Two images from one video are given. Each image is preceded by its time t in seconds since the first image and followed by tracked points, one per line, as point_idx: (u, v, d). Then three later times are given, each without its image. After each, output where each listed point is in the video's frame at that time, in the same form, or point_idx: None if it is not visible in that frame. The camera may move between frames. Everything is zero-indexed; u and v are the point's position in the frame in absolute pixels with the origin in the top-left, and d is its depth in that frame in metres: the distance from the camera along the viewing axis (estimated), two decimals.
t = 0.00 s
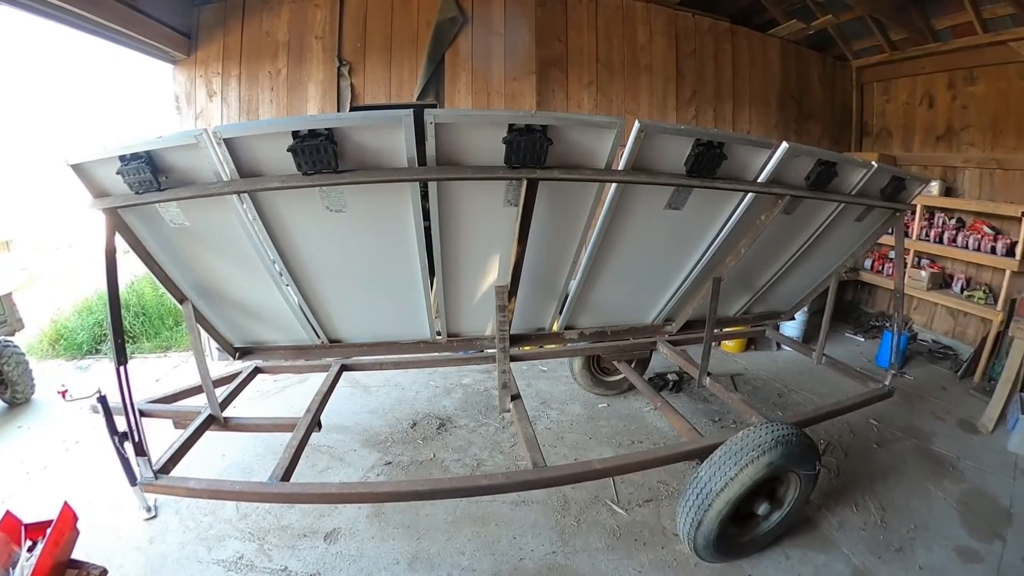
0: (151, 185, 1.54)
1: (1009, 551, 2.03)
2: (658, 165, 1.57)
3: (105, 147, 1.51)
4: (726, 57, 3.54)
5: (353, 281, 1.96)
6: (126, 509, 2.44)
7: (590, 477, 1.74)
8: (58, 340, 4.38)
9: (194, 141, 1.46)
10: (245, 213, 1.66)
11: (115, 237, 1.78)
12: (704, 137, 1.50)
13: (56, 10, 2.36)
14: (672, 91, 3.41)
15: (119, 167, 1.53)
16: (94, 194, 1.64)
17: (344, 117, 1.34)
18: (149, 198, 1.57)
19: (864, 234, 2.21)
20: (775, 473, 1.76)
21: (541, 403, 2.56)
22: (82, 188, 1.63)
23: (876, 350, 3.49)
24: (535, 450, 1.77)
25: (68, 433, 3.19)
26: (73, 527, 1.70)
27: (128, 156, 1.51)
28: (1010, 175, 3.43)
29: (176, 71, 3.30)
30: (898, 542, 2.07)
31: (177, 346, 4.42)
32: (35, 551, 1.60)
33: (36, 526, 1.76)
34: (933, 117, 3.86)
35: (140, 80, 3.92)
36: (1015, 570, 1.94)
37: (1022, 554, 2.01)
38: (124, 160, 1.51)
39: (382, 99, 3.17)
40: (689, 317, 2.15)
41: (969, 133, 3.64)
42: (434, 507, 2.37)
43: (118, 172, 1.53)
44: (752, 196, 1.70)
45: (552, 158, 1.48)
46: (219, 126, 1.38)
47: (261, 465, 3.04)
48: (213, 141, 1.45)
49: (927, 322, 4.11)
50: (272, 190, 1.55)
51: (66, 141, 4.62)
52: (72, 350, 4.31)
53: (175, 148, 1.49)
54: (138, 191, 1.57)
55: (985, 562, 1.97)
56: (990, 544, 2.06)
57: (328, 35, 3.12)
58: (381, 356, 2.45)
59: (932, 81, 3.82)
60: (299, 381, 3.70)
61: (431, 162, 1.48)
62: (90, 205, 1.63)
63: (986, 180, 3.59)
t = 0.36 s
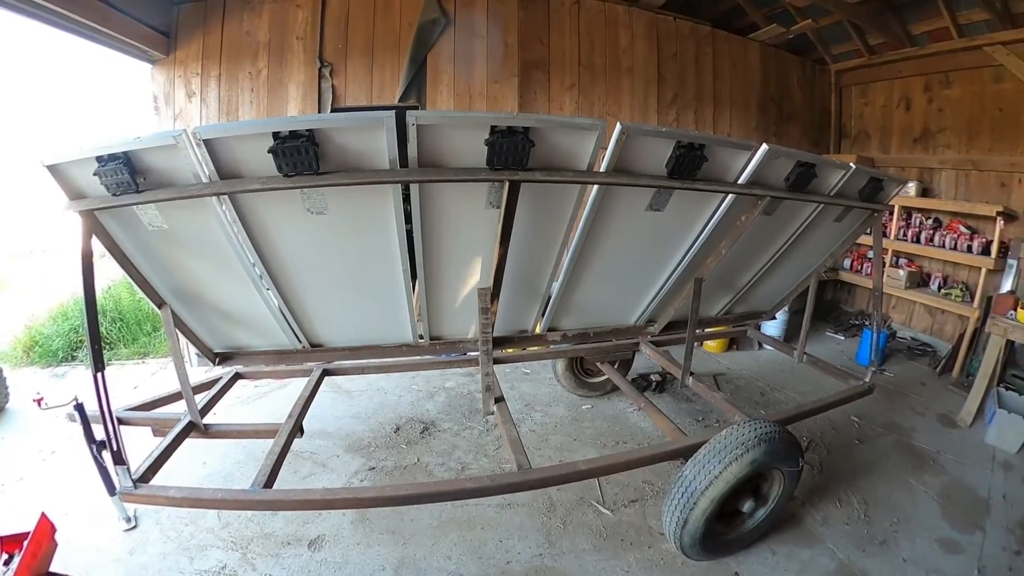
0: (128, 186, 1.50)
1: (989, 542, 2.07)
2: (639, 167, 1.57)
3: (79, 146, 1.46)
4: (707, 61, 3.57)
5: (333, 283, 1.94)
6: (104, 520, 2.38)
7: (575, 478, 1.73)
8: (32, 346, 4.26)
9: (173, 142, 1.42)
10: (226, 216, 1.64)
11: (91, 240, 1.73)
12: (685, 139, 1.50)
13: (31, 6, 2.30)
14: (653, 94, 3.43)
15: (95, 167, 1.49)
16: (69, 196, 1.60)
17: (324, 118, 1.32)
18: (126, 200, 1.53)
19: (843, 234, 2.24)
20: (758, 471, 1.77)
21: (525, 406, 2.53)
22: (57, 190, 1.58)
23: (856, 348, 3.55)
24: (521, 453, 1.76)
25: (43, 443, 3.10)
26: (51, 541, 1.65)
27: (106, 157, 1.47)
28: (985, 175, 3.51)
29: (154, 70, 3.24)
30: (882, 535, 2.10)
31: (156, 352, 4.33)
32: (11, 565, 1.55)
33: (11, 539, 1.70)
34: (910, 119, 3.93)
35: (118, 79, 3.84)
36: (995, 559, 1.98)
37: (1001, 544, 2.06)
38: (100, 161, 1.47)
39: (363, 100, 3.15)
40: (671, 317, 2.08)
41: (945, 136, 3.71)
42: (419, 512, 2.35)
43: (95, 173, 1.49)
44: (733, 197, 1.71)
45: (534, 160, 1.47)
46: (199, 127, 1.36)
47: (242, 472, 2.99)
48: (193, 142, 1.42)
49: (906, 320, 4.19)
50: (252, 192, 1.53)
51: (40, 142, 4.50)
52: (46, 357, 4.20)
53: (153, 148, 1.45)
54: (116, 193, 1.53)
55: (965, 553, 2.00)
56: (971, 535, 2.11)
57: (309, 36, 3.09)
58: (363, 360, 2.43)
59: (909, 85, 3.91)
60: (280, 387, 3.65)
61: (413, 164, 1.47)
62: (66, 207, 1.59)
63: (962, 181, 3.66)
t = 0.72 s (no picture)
0: (101, 189, 1.45)
1: (969, 532, 2.12)
2: (619, 170, 1.57)
3: (48, 148, 1.40)
4: (685, 65, 3.62)
5: (310, 289, 1.91)
6: (78, 536, 2.29)
7: (560, 482, 1.72)
8: None
9: (146, 144, 1.38)
10: (201, 222, 1.60)
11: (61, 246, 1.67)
12: (664, 142, 1.51)
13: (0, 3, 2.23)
14: (632, 98, 3.46)
15: (66, 170, 1.43)
16: (40, 201, 1.55)
17: (301, 120, 1.30)
18: (98, 205, 1.48)
19: (820, 235, 2.26)
20: (741, 470, 1.79)
21: (506, 410, 2.51)
22: (26, 193, 1.52)
23: (834, 347, 3.61)
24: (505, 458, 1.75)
25: (12, 456, 2.99)
26: (26, 561, 1.59)
27: (77, 160, 1.42)
28: (958, 177, 3.55)
29: (128, 71, 3.16)
30: (864, 529, 2.14)
31: (131, 361, 4.23)
32: None
33: None
34: (884, 122, 3.99)
35: (90, 80, 3.74)
36: (975, 551, 2.02)
37: (981, 536, 2.10)
38: (72, 163, 1.42)
39: (341, 103, 3.11)
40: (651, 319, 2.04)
41: (918, 138, 3.77)
42: (402, 520, 2.32)
43: (66, 176, 1.44)
44: (712, 200, 1.72)
45: (514, 164, 1.47)
46: (172, 129, 1.32)
47: (221, 483, 2.92)
48: (168, 145, 1.38)
49: (882, 318, 4.27)
50: (228, 196, 1.49)
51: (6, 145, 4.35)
52: (16, 367, 4.05)
53: (127, 150, 1.41)
54: (88, 197, 1.47)
55: (946, 545, 2.04)
56: (951, 527, 2.15)
57: (287, 37, 3.05)
58: (342, 367, 2.40)
59: (883, 89, 3.97)
60: (258, 395, 3.59)
61: (392, 168, 1.45)
62: (36, 212, 1.53)
63: (935, 182, 3.70)
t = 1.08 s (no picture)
0: (52, 194, 1.36)
1: (947, 527, 2.09)
2: (587, 173, 1.54)
3: None
4: (655, 70, 3.64)
5: (270, 296, 1.83)
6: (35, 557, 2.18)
7: (532, 490, 1.68)
8: None
9: (99, 147, 1.30)
10: (157, 227, 1.52)
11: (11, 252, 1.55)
12: (632, 144, 1.48)
13: None
14: (602, 101, 3.47)
15: (14, 174, 1.34)
16: None
17: (258, 123, 1.24)
18: (49, 211, 1.39)
19: (788, 236, 2.27)
20: (715, 473, 1.77)
21: (478, 417, 2.47)
22: None
23: (805, 346, 3.65)
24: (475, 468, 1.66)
25: None
26: None
27: (26, 162, 1.33)
28: (923, 178, 3.58)
29: (88, 70, 3.02)
30: (842, 527, 2.11)
31: (93, 373, 4.06)
32: None
33: None
34: (851, 126, 4.03)
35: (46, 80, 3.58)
36: (955, 544, 2.00)
37: (960, 528, 2.09)
38: (21, 166, 1.33)
39: (307, 107, 3.04)
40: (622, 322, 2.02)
41: (884, 141, 3.80)
42: (373, 533, 2.25)
43: (14, 181, 1.35)
44: (681, 202, 1.70)
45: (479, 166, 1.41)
46: (126, 131, 1.24)
47: (185, 500, 2.80)
48: (121, 147, 1.30)
49: (850, 317, 4.36)
50: (184, 202, 1.41)
51: None
52: None
53: (79, 153, 1.32)
54: (38, 202, 1.38)
55: (927, 540, 2.02)
56: (930, 521, 2.13)
57: (253, 37, 2.96)
58: (308, 378, 2.33)
59: (849, 94, 4.00)
60: (223, 406, 3.48)
61: (354, 171, 1.40)
62: None
63: (900, 184, 3.74)
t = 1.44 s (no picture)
0: None
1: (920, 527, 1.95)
2: (544, 176, 1.42)
3: None
4: (619, 73, 3.62)
5: (212, 308, 1.70)
6: None
7: (492, 509, 1.58)
8: None
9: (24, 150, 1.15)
10: (88, 235, 1.38)
11: None
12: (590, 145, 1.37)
13: None
14: (566, 104, 3.43)
15: None
16: None
17: (191, 124, 1.13)
18: None
19: (753, 238, 2.21)
20: (683, 485, 1.68)
21: (440, 429, 2.38)
22: None
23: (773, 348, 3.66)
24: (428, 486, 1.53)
25: None
26: None
27: None
28: (887, 180, 3.61)
29: (37, 68, 2.77)
30: (815, 532, 1.94)
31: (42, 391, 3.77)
32: None
33: None
34: (814, 129, 4.04)
35: None
36: (935, 545, 1.86)
37: (937, 527, 1.95)
38: None
39: (263, 109, 2.92)
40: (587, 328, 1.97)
41: (847, 143, 3.81)
42: (330, 556, 2.12)
43: None
44: (643, 205, 1.60)
45: (426, 169, 1.28)
46: (52, 133, 1.10)
47: (135, 523, 2.63)
48: (47, 151, 1.16)
49: (817, 317, 4.39)
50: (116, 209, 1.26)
51: None
52: None
53: None
54: None
55: (904, 542, 1.87)
56: (904, 522, 1.98)
57: (207, 35, 2.82)
58: (259, 393, 2.21)
59: (812, 97, 4.02)
60: (176, 423, 3.31)
61: (294, 176, 1.28)
62: None
63: (863, 185, 3.76)
